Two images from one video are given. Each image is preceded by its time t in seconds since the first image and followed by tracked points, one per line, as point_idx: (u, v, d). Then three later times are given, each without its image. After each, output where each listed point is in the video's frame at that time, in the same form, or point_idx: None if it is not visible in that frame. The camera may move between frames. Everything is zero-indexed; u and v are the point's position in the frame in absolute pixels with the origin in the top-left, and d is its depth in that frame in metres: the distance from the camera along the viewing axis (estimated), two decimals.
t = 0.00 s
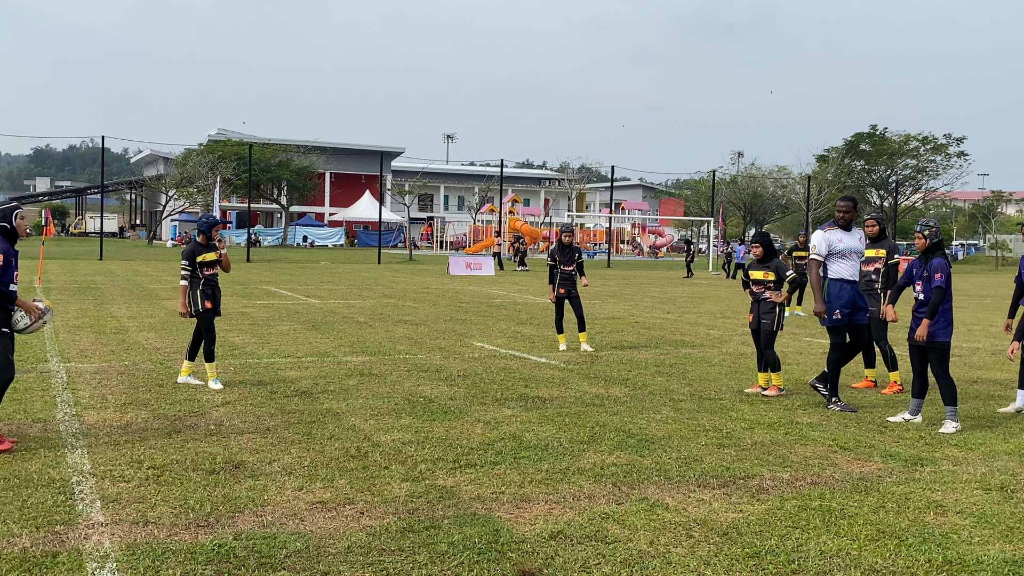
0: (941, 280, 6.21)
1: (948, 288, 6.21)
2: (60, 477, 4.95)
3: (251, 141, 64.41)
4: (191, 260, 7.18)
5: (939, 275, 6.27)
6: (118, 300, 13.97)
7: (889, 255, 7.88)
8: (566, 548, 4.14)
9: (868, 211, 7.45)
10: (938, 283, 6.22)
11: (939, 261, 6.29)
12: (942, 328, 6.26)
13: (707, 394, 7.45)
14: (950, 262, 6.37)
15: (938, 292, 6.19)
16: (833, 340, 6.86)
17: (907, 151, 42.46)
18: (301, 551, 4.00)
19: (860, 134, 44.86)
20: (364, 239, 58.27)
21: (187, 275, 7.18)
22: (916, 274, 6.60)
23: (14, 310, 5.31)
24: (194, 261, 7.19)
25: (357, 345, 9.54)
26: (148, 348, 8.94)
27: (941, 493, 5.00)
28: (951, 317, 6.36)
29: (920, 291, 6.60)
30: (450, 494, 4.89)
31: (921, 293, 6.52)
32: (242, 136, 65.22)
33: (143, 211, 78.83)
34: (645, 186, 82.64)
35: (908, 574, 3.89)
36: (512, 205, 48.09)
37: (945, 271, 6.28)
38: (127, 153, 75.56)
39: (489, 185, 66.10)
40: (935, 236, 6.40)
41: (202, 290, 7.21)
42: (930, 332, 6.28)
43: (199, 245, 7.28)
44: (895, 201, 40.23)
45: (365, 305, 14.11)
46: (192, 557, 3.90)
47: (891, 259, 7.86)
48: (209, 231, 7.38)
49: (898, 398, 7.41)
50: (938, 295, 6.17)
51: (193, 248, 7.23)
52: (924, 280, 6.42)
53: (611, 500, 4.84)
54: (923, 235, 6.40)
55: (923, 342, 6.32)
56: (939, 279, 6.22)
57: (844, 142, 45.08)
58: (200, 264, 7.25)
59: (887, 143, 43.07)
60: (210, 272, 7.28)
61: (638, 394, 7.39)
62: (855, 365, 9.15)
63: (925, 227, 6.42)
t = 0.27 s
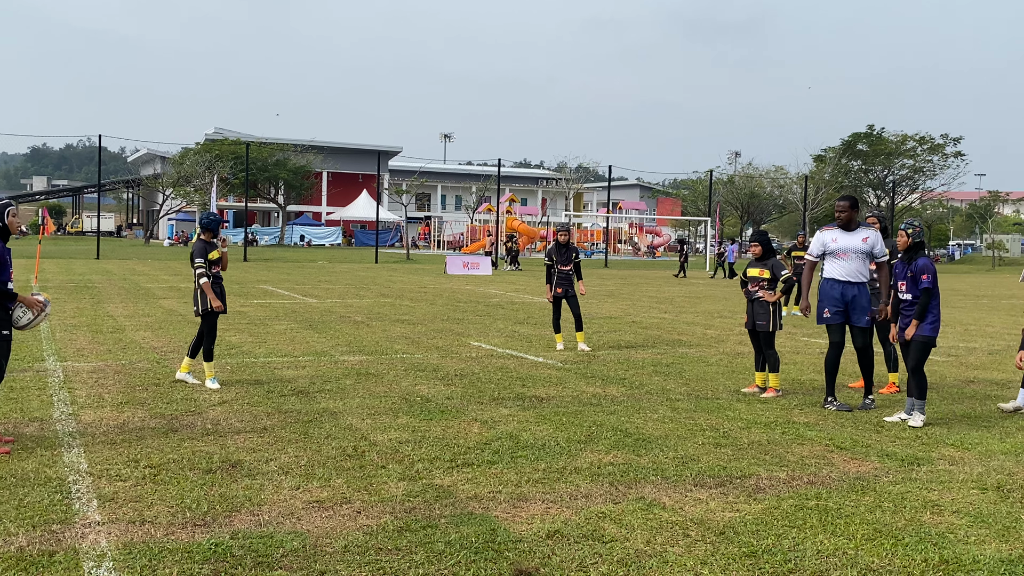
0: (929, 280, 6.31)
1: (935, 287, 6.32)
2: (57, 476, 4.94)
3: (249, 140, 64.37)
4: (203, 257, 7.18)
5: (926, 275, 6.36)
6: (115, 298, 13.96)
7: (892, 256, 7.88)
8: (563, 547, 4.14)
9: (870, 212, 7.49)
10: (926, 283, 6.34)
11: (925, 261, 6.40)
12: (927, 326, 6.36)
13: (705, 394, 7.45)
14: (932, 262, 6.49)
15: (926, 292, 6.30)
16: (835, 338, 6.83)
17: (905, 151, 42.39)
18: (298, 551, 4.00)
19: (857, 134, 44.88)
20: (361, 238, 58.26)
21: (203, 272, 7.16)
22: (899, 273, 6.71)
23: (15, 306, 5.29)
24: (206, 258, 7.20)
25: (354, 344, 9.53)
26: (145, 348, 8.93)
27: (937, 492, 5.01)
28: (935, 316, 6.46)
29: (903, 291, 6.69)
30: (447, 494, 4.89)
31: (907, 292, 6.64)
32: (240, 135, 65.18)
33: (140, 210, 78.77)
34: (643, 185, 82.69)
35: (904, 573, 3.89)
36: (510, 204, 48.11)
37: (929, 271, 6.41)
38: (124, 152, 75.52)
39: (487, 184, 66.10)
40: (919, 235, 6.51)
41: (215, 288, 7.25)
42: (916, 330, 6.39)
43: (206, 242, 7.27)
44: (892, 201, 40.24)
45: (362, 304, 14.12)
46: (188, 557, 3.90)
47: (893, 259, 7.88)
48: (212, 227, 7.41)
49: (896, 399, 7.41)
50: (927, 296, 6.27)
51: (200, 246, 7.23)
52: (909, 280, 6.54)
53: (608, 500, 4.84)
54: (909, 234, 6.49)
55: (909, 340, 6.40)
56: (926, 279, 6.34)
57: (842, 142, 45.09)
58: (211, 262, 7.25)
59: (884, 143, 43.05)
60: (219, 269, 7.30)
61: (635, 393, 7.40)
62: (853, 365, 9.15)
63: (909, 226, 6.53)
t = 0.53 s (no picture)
0: (919, 279, 6.29)
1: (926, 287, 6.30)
2: (53, 476, 4.94)
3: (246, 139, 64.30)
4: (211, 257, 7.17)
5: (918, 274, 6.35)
6: (111, 297, 13.95)
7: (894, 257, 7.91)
8: (560, 547, 4.14)
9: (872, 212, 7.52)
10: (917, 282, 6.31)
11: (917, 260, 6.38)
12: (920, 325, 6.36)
13: (702, 393, 7.46)
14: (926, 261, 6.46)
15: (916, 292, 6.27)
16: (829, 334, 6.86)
17: (901, 151, 42.53)
18: (294, 550, 4.00)
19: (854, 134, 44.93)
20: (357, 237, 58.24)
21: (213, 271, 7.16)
22: (896, 272, 6.71)
23: (11, 304, 5.26)
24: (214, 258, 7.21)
25: (351, 344, 9.54)
26: (141, 347, 8.92)
27: (934, 491, 5.02)
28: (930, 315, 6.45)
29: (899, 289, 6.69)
30: (444, 493, 4.89)
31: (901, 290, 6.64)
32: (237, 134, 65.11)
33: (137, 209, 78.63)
34: (640, 185, 82.76)
35: (900, 573, 3.90)
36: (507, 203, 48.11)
37: (922, 270, 6.40)
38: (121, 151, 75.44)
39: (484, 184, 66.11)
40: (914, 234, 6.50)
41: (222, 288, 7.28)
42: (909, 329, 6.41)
43: (210, 241, 7.25)
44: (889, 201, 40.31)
45: (359, 304, 14.12)
46: (185, 556, 3.89)
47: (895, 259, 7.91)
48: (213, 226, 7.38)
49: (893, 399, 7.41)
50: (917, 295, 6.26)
51: (205, 246, 7.20)
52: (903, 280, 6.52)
53: (605, 499, 4.84)
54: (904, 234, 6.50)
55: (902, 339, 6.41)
56: (917, 278, 6.30)
57: (838, 142, 45.11)
58: (218, 261, 7.26)
59: (881, 142, 43.07)
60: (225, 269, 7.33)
61: (632, 393, 7.40)
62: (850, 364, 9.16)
63: (905, 226, 6.55)
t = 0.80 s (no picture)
0: (919, 280, 6.26)
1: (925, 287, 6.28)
2: (49, 475, 4.93)
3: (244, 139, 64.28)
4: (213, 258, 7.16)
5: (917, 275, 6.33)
6: (108, 296, 13.94)
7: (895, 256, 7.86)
8: (556, 545, 4.14)
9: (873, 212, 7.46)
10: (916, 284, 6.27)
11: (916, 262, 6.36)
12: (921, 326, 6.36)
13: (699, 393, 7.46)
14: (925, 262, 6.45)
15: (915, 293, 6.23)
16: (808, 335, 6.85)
17: (898, 150, 42.64)
18: (290, 549, 4.00)
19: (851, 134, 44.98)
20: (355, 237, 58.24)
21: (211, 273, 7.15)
22: (893, 273, 6.69)
23: None
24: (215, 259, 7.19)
25: (348, 343, 9.54)
26: (138, 346, 8.91)
27: (930, 491, 5.02)
28: (928, 315, 6.48)
29: (897, 291, 6.67)
30: (441, 492, 4.89)
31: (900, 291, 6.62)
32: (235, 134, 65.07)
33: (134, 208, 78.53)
34: (638, 185, 82.87)
35: (897, 572, 3.90)
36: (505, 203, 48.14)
37: (922, 271, 6.37)
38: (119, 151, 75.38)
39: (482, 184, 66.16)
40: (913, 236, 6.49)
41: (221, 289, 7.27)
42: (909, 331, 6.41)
43: (212, 242, 7.22)
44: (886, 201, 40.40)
45: (356, 303, 14.12)
46: (180, 555, 3.89)
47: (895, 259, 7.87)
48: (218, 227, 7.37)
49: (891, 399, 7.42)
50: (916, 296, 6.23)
51: (206, 246, 7.18)
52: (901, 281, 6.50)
53: (602, 498, 4.84)
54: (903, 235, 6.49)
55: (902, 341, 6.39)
56: (917, 280, 6.26)
57: (836, 142, 45.12)
58: (219, 262, 7.25)
59: (878, 143, 43.08)
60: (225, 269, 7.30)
61: (629, 392, 7.40)
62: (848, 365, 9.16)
63: (904, 227, 6.51)
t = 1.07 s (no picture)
0: (915, 281, 6.25)
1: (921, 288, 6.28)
2: (45, 474, 4.93)
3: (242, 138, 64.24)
4: (208, 256, 7.14)
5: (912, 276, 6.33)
6: (104, 296, 13.93)
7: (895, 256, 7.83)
8: (553, 545, 4.14)
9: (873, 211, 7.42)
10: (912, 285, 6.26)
11: (912, 262, 6.35)
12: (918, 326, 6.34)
13: (695, 392, 7.46)
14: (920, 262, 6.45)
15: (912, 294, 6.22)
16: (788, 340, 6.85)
17: (895, 150, 42.68)
18: (287, 549, 3.99)
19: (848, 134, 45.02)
20: (353, 237, 58.22)
21: (206, 271, 7.12)
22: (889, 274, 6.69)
23: None
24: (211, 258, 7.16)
25: (344, 342, 9.54)
26: (135, 345, 8.91)
27: (927, 490, 5.03)
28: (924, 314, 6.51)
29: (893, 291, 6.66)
30: (437, 491, 4.89)
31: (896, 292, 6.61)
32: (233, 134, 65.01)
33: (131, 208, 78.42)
34: (635, 184, 82.92)
35: (893, 571, 3.91)
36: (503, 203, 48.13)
37: (917, 271, 6.35)
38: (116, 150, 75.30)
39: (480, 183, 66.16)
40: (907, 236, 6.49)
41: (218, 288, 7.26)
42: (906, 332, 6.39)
43: (214, 242, 7.25)
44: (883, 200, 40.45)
45: (353, 302, 14.12)
46: (176, 555, 3.88)
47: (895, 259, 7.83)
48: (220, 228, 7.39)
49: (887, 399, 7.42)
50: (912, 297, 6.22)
51: (206, 245, 7.19)
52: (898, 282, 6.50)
53: (598, 497, 4.84)
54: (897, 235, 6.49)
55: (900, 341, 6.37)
56: (913, 281, 6.26)
57: (832, 141, 45.09)
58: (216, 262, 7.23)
59: (874, 142, 43.01)
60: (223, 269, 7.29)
61: (626, 392, 7.40)
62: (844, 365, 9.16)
63: (898, 227, 6.51)
